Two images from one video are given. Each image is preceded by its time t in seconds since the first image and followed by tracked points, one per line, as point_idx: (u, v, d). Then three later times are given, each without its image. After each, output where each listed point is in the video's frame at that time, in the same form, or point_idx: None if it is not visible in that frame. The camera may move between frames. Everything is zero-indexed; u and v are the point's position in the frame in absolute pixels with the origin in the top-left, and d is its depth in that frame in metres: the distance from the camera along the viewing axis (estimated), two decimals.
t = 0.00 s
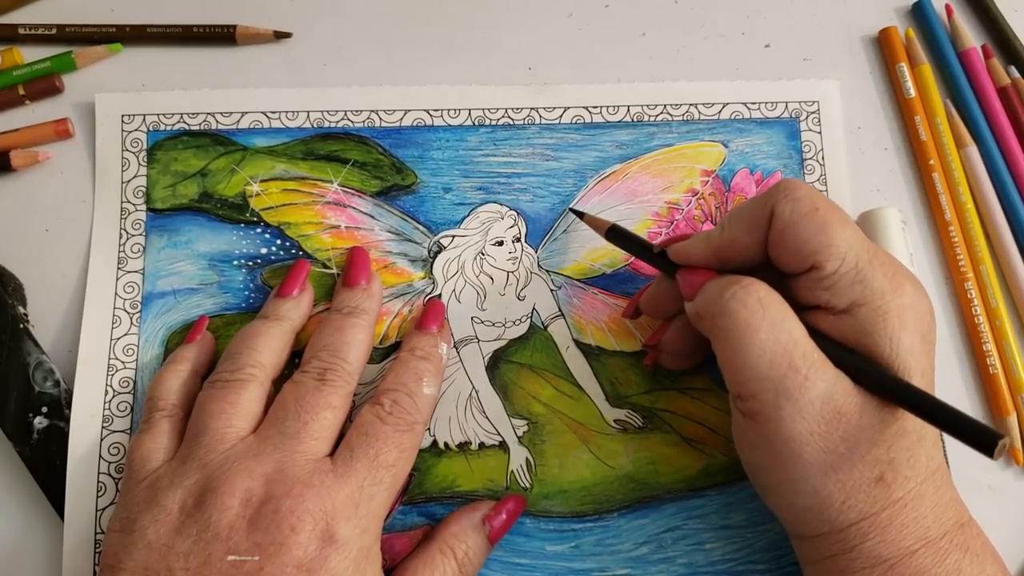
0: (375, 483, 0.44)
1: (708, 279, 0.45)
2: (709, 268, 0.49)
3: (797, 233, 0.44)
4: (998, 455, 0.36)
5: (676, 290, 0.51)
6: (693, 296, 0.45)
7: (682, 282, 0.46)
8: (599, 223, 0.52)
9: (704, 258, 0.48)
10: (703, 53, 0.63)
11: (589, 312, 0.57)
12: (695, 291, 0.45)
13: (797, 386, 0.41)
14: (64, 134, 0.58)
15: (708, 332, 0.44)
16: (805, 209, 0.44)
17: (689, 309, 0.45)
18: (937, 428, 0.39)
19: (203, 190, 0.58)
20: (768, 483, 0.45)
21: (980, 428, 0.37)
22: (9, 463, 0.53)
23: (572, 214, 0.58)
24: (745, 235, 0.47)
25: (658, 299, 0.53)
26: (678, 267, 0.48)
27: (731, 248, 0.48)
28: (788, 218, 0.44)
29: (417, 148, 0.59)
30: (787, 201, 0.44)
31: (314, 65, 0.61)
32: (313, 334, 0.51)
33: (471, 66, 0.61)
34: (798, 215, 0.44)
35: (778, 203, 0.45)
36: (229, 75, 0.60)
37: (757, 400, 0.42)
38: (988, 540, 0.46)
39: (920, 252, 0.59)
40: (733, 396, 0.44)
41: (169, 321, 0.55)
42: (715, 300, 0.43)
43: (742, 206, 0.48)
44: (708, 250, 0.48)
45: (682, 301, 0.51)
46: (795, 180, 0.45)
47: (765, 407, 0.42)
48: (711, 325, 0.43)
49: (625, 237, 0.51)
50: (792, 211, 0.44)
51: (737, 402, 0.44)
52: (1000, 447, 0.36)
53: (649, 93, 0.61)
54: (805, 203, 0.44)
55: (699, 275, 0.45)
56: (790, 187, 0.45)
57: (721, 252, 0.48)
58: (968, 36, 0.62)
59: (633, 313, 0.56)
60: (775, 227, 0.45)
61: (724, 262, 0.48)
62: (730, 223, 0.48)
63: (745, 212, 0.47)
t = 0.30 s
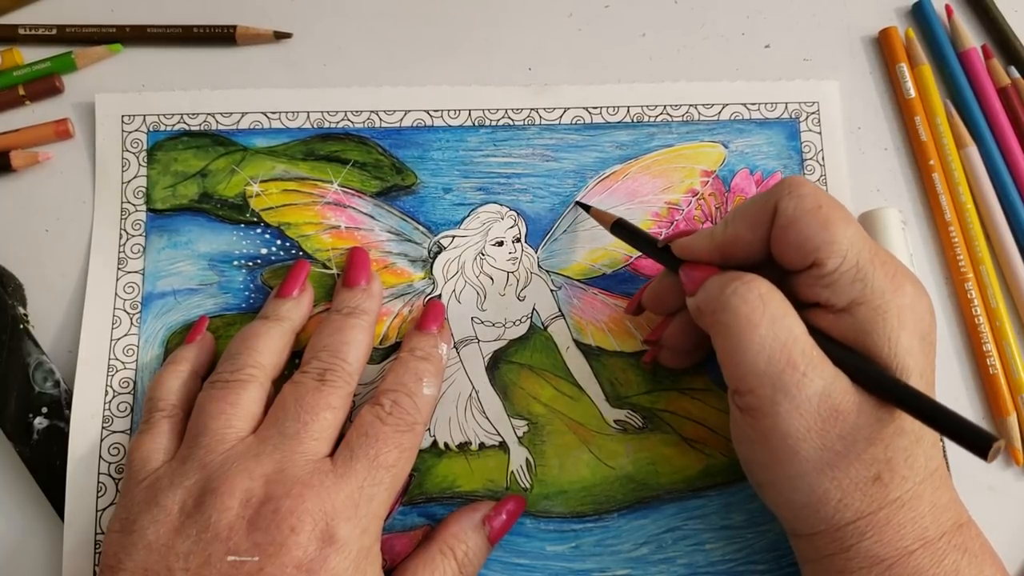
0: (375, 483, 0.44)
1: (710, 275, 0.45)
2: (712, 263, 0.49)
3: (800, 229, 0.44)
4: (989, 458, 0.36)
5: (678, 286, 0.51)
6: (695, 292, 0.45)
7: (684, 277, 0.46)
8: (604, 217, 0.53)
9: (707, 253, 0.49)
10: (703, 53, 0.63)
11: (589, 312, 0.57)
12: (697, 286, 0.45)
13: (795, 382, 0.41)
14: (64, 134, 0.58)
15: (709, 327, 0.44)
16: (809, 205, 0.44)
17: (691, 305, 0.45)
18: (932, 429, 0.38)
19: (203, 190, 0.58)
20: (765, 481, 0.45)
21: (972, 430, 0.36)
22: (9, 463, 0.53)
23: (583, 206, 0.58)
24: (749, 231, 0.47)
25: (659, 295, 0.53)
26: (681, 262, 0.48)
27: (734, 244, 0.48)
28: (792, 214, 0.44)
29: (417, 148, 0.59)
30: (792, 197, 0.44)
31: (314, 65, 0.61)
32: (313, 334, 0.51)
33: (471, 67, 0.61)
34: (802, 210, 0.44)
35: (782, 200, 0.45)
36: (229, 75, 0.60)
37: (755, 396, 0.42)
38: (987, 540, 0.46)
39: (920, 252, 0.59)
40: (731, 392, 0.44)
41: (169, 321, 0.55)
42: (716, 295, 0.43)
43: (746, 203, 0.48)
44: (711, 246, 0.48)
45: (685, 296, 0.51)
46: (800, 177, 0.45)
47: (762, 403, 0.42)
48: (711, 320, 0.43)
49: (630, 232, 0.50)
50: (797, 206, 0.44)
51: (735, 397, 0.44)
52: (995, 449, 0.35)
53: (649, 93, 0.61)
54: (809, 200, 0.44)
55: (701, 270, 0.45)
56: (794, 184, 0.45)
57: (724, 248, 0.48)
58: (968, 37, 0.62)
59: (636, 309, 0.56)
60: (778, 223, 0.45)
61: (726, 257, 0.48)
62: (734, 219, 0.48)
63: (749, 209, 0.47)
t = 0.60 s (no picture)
0: (375, 483, 0.44)
1: (711, 274, 0.45)
2: (712, 263, 0.49)
3: (800, 229, 0.44)
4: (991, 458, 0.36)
5: (678, 285, 0.51)
6: (695, 291, 0.45)
7: (685, 277, 0.46)
8: (605, 216, 0.53)
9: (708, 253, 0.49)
10: (703, 53, 0.63)
11: (589, 312, 0.57)
12: (697, 286, 0.45)
13: (796, 382, 0.41)
14: (64, 134, 0.58)
15: (710, 326, 0.44)
16: (810, 205, 0.44)
17: (691, 304, 0.45)
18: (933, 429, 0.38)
19: (203, 190, 0.58)
20: (765, 480, 0.45)
21: (974, 430, 0.36)
22: (9, 463, 0.53)
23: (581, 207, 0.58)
24: (749, 231, 0.47)
25: (660, 294, 0.53)
26: (681, 262, 0.48)
27: (735, 244, 0.48)
28: (792, 214, 0.44)
29: (417, 148, 0.59)
30: (792, 196, 0.44)
31: (314, 65, 0.61)
32: (313, 334, 0.51)
33: (471, 67, 0.61)
34: (803, 210, 0.44)
35: (783, 199, 0.45)
36: (229, 75, 0.60)
37: (755, 396, 0.42)
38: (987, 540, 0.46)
39: (921, 252, 0.59)
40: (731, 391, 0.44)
41: (169, 321, 0.55)
42: (717, 294, 0.43)
43: (747, 203, 0.48)
44: (711, 245, 0.48)
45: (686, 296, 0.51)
46: (801, 177, 0.45)
47: (763, 403, 0.42)
48: (712, 319, 0.43)
49: (630, 233, 0.51)
50: (797, 206, 0.44)
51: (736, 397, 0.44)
52: (995, 449, 0.36)
53: (649, 93, 0.61)
54: (810, 200, 0.44)
55: (702, 270, 0.45)
56: (795, 184, 0.45)
57: (725, 248, 0.48)
58: (968, 37, 0.62)
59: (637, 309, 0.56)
60: (778, 223, 0.45)
61: (727, 257, 0.48)
62: (734, 219, 0.48)
63: (750, 208, 0.47)
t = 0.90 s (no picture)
0: (376, 483, 0.44)
1: (714, 278, 0.45)
2: (716, 267, 0.49)
3: (804, 229, 0.44)
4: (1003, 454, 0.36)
5: (681, 290, 0.51)
6: (700, 296, 0.45)
7: (688, 282, 0.46)
8: (601, 223, 0.52)
9: (712, 257, 0.48)
10: (703, 53, 0.63)
11: (589, 312, 0.57)
12: (702, 290, 0.45)
13: (805, 384, 0.41)
14: (64, 135, 0.58)
15: (716, 329, 0.44)
16: (813, 206, 0.44)
17: (695, 308, 0.45)
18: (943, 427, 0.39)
19: (203, 190, 0.58)
20: (773, 483, 0.44)
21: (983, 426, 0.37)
22: (9, 463, 0.53)
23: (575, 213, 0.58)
24: (753, 233, 0.47)
25: (662, 299, 0.53)
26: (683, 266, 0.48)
27: (738, 246, 0.48)
28: (795, 214, 0.44)
29: (417, 149, 0.59)
30: (794, 198, 0.44)
31: (314, 65, 0.61)
32: (313, 335, 0.51)
33: (471, 67, 0.61)
34: (806, 211, 0.44)
35: (785, 200, 0.45)
36: (229, 75, 0.60)
37: (764, 398, 0.42)
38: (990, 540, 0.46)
39: (921, 252, 0.59)
40: (738, 393, 0.44)
41: (170, 322, 0.55)
42: (723, 297, 0.43)
43: (749, 204, 0.48)
44: (714, 249, 0.48)
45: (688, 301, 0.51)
46: (803, 178, 0.46)
47: (771, 405, 0.42)
48: (719, 322, 0.43)
49: (630, 239, 0.50)
50: (800, 207, 0.44)
51: (743, 399, 0.44)
52: (1009, 446, 0.36)
53: (649, 93, 0.61)
54: (813, 201, 0.44)
55: (706, 274, 0.45)
56: (797, 185, 0.45)
57: (728, 251, 0.48)
58: (968, 37, 0.62)
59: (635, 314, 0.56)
60: (781, 224, 0.45)
61: (730, 260, 0.48)
62: (737, 221, 0.48)
63: (752, 210, 0.47)
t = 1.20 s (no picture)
0: (375, 482, 0.44)
1: (707, 283, 0.45)
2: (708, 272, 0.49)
3: (795, 233, 0.44)
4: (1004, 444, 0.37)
5: (675, 297, 0.52)
6: (694, 300, 0.45)
7: (681, 287, 0.46)
8: (593, 232, 0.52)
9: (703, 262, 0.49)
10: (703, 54, 0.63)
11: (588, 313, 0.57)
12: (695, 295, 0.45)
13: (802, 383, 0.41)
14: (64, 134, 0.58)
15: (711, 330, 0.44)
16: (803, 209, 0.44)
17: (690, 312, 0.45)
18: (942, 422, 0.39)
19: (203, 190, 0.58)
20: (770, 482, 0.44)
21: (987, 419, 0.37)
22: (9, 463, 0.53)
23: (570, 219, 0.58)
24: (743, 238, 0.47)
25: (659, 303, 0.53)
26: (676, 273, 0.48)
27: (729, 251, 0.48)
28: (786, 219, 0.44)
29: (417, 148, 0.59)
30: (785, 202, 0.45)
31: (314, 65, 0.61)
32: (313, 334, 0.51)
33: (471, 67, 0.61)
34: (797, 214, 0.44)
35: (775, 205, 0.45)
36: (229, 75, 0.60)
37: (761, 398, 0.42)
38: (989, 539, 0.46)
39: (921, 252, 0.59)
40: (735, 393, 0.44)
41: (169, 321, 0.55)
42: (718, 299, 0.43)
43: (738, 210, 0.48)
44: (705, 254, 0.49)
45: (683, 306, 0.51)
46: (792, 182, 0.46)
47: (768, 404, 0.42)
48: (714, 323, 0.43)
49: (621, 246, 0.50)
50: (790, 211, 0.44)
51: (739, 399, 0.44)
52: (1007, 436, 0.37)
53: (649, 93, 0.61)
54: (802, 204, 0.44)
55: (698, 279, 0.45)
56: (786, 189, 0.45)
57: (720, 256, 0.48)
58: (968, 37, 0.62)
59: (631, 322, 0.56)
60: (772, 228, 0.45)
61: (722, 266, 0.49)
62: (727, 227, 0.48)
63: (742, 215, 0.47)
